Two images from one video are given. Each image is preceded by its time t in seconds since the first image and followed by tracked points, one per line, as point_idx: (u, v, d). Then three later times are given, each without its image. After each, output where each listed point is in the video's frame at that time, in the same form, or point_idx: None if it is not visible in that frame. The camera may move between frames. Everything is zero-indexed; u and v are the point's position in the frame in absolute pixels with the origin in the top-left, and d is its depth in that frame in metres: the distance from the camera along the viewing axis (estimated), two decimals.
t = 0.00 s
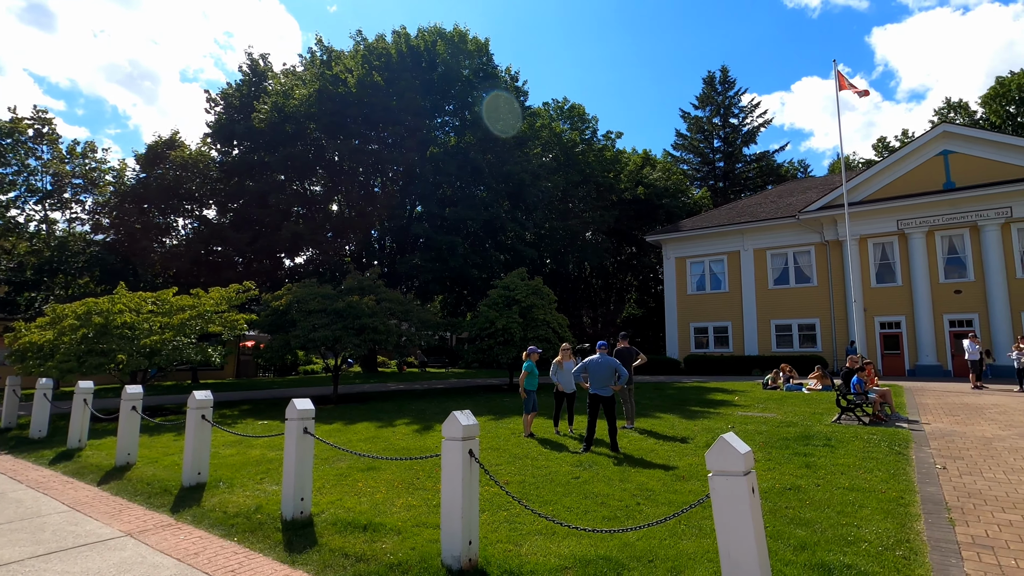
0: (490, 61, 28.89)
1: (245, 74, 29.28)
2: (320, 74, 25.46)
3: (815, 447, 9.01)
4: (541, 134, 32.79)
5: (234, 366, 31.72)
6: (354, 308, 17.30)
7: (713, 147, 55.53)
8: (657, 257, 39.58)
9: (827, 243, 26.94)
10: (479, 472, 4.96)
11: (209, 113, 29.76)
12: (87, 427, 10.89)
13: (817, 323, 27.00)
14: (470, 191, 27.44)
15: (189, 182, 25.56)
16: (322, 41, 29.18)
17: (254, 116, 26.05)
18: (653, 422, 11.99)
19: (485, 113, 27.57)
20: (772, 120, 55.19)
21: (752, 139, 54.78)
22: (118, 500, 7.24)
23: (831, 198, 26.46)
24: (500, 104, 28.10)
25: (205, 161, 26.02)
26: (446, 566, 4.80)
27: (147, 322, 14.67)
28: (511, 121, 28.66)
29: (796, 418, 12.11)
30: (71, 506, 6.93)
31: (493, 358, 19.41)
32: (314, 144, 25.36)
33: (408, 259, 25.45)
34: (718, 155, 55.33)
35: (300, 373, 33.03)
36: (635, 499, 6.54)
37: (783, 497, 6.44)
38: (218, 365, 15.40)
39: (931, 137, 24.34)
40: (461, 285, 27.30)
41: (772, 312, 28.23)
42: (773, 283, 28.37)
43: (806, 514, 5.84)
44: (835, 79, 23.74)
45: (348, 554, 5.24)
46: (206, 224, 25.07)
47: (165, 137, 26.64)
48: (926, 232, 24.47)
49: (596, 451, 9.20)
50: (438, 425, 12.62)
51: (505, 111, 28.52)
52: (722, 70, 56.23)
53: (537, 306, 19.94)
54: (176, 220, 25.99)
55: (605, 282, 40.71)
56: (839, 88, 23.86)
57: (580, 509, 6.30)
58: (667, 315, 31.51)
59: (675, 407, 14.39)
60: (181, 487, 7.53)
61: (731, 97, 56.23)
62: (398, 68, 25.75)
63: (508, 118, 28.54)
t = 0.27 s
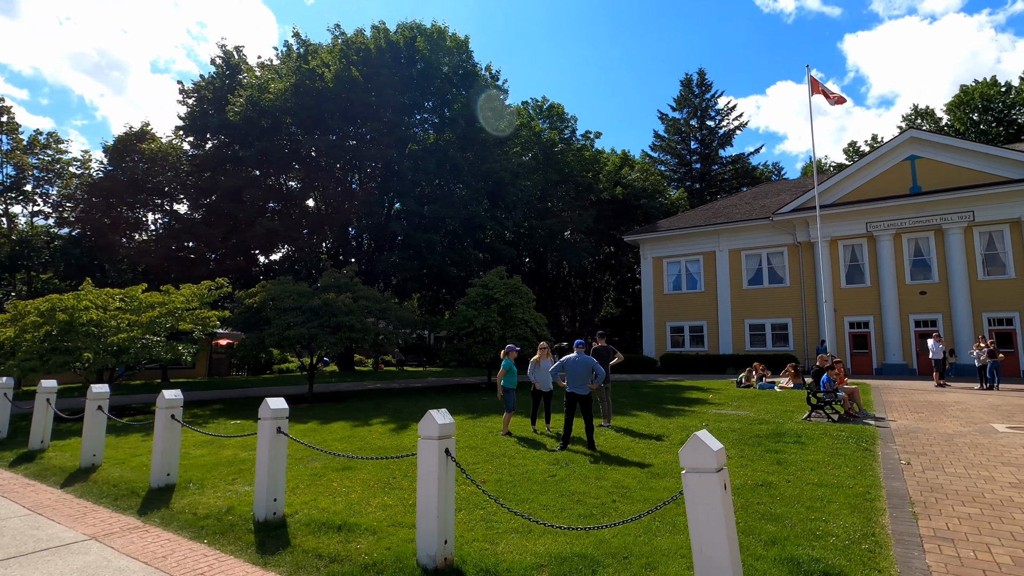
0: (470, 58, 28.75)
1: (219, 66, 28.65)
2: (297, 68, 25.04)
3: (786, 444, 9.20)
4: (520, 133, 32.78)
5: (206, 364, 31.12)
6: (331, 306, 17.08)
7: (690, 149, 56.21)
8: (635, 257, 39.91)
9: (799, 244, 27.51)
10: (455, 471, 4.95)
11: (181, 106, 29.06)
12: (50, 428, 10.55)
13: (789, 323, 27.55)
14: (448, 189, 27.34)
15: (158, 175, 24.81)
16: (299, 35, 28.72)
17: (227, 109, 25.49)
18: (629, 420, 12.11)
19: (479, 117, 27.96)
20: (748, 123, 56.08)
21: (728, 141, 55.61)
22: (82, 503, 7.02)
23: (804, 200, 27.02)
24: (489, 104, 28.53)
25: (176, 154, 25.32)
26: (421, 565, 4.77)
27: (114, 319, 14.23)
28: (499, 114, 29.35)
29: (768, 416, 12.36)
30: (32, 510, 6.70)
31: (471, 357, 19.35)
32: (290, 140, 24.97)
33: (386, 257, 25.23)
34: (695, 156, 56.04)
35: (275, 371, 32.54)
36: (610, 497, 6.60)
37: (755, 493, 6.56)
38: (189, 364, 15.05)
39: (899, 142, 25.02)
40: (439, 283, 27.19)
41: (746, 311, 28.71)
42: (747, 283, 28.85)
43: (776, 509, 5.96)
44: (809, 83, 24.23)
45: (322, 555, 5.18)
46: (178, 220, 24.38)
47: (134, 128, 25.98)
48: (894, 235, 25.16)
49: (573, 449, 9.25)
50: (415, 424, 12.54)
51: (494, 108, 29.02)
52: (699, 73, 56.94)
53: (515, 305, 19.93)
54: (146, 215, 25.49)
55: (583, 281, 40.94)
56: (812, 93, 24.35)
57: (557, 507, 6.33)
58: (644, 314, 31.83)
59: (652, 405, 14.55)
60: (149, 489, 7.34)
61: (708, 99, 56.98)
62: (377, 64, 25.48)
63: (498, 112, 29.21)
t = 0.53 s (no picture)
0: (450, 55, 28.61)
1: (192, 58, 28.01)
2: (273, 61, 24.63)
3: (758, 441, 9.38)
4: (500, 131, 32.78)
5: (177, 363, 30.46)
6: (306, 303, 16.85)
7: (668, 150, 56.83)
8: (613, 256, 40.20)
9: (773, 245, 28.04)
10: (431, 470, 4.92)
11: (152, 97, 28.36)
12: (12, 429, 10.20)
13: (763, 322, 28.05)
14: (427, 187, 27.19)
15: (127, 168, 24.11)
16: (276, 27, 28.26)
17: (201, 101, 24.93)
18: (606, 417, 12.20)
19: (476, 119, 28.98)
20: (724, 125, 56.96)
21: (705, 143, 56.38)
22: (46, 505, 6.82)
23: (778, 202, 27.54)
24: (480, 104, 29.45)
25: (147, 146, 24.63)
26: (397, 565, 4.73)
27: (80, 316, 13.85)
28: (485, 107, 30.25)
29: (742, 413, 12.58)
30: None
31: (449, 355, 19.29)
32: (266, 134, 24.53)
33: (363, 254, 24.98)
34: (673, 157, 56.67)
35: (249, 370, 32.00)
36: (587, 494, 6.64)
37: (728, 489, 6.67)
38: (159, 361, 14.70)
39: (869, 146, 25.66)
40: (418, 281, 27.03)
41: (722, 311, 29.15)
42: (723, 283, 29.29)
43: (749, 505, 6.06)
44: (783, 87, 24.69)
45: (296, 556, 5.11)
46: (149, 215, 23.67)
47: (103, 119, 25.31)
48: (864, 237, 25.80)
49: (551, 447, 9.29)
50: (392, 423, 12.45)
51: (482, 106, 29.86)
52: (678, 75, 57.59)
53: (494, 303, 19.89)
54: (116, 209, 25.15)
55: (562, 279, 41.10)
56: (786, 97, 24.82)
57: (534, 504, 6.34)
58: (622, 313, 32.09)
59: (629, 403, 14.69)
60: (116, 490, 7.16)
61: (685, 101, 57.68)
62: (355, 58, 25.22)
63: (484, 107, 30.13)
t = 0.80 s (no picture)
0: (429, 51, 28.41)
1: (164, 48, 27.32)
2: (248, 54, 24.17)
3: (732, 438, 9.54)
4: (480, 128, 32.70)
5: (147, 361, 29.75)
6: (281, 301, 16.58)
7: (646, 150, 57.34)
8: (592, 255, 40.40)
9: (748, 245, 28.53)
10: (408, 469, 4.89)
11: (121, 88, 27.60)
12: None
13: (737, 322, 28.51)
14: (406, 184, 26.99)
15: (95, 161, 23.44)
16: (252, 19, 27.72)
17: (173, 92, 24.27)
18: (584, 416, 12.27)
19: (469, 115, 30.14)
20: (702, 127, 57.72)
21: (683, 144, 57.02)
22: (6, 509, 6.59)
23: (753, 204, 28.01)
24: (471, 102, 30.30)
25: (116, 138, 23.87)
26: (372, 565, 4.70)
27: (44, 312, 13.43)
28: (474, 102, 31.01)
29: (716, 411, 12.78)
30: None
31: (428, 354, 19.20)
32: (241, 128, 24.05)
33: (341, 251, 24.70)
34: (651, 158, 57.20)
35: (222, 368, 31.40)
36: (564, 492, 6.68)
37: (702, 486, 6.76)
38: (128, 360, 14.33)
39: (841, 150, 26.27)
40: (396, 279, 26.82)
41: (698, 310, 29.55)
42: (699, 283, 29.69)
43: (722, 501, 6.16)
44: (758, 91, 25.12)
45: (268, 557, 5.03)
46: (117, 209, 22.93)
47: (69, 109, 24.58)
48: (835, 238, 26.41)
49: (528, 445, 9.31)
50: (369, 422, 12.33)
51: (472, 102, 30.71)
52: (656, 76, 58.12)
53: (473, 301, 19.83)
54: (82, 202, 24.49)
55: (541, 278, 41.19)
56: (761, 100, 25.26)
57: (511, 502, 6.36)
58: (600, 312, 32.30)
59: (606, 401, 14.80)
60: (81, 492, 6.96)
61: (664, 103, 58.29)
62: (333, 52, 24.90)
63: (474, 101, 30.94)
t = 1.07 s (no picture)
0: (409, 47, 28.21)
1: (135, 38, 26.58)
2: (223, 45, 23.68)
3: (706, 435, 9.68)
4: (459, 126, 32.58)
5: (115, 359, 28.97)
6: (256, 298, 16.29)
7: (625, 150, 57.78)
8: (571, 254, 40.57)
9: (724, 246, 28.97)
10: (384, 468, 4.85)
11: (90, 78, 26.79)
12: None
13: (713, 321, 28.93)
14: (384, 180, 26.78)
15: (60, 152, 22.72)
16: (227, 10, 27.16)
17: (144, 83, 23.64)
18: (561, 414, 12.32)
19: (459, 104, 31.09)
20: (679, 128, 58.40)
21: (661, 145, 57.62)
22: None
23: (729, 204, 28.46)
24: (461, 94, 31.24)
25: (83, 130, 23.21)
26: (347, 564, 4.65)
27: (5, 309, 12.98)
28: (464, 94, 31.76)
29: (691, 409, 12.96)
30: None
31: (405, 352, 19.07)
32: (214, 121, 23.54)
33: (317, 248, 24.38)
34: (630, 158, 57.67)
35: (194, 367, 30.74)
36: (540, 489, 6.70)
37: (676, 482, 6.86)
38: (95, 358, 13.94)
39: (813, 153, 26.83)
40: (373, 276, 26.57)
41: (674, 309, 29.90)
42: (676, 282, 30.05)
43: (696, 497, 6.25)
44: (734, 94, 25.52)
45: (240, 559, 4.95)
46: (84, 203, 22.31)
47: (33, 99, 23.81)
48: (807, 239, 26.96)
49: (506, 443, 9.32)
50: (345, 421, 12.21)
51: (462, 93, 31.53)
52: (635, 78, 58.58)
53: (451, 300, 19.76)
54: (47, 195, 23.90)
55: (520, 276, 41.22)
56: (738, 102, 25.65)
57: (487, 500, 6.36)
58: (579, 311, 32.45)
59: (583, 399, 14.90)
60: (43, 495, 6.73)
61: (642, 103, 58.79)
62: (310, 46, 24.56)
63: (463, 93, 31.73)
